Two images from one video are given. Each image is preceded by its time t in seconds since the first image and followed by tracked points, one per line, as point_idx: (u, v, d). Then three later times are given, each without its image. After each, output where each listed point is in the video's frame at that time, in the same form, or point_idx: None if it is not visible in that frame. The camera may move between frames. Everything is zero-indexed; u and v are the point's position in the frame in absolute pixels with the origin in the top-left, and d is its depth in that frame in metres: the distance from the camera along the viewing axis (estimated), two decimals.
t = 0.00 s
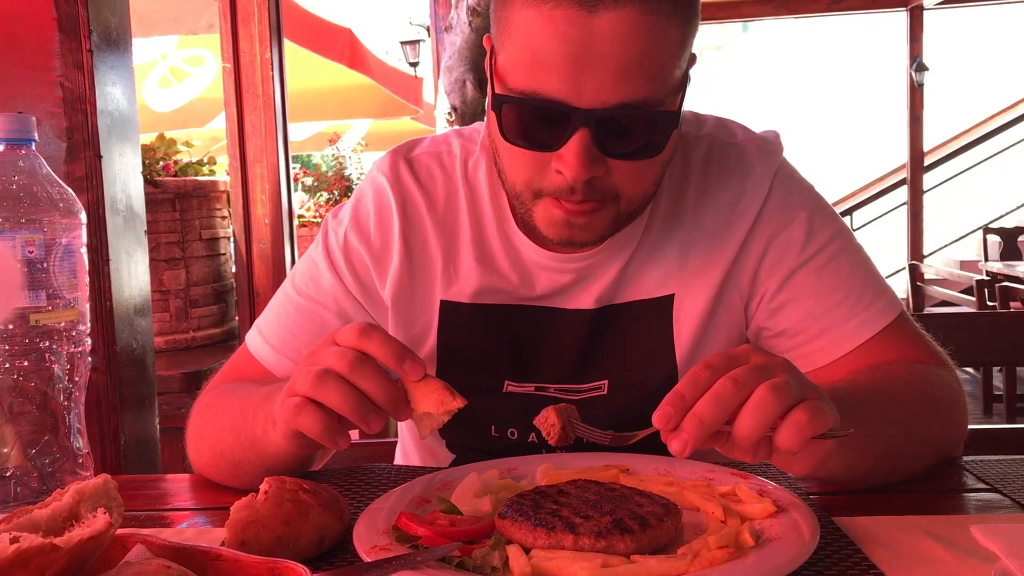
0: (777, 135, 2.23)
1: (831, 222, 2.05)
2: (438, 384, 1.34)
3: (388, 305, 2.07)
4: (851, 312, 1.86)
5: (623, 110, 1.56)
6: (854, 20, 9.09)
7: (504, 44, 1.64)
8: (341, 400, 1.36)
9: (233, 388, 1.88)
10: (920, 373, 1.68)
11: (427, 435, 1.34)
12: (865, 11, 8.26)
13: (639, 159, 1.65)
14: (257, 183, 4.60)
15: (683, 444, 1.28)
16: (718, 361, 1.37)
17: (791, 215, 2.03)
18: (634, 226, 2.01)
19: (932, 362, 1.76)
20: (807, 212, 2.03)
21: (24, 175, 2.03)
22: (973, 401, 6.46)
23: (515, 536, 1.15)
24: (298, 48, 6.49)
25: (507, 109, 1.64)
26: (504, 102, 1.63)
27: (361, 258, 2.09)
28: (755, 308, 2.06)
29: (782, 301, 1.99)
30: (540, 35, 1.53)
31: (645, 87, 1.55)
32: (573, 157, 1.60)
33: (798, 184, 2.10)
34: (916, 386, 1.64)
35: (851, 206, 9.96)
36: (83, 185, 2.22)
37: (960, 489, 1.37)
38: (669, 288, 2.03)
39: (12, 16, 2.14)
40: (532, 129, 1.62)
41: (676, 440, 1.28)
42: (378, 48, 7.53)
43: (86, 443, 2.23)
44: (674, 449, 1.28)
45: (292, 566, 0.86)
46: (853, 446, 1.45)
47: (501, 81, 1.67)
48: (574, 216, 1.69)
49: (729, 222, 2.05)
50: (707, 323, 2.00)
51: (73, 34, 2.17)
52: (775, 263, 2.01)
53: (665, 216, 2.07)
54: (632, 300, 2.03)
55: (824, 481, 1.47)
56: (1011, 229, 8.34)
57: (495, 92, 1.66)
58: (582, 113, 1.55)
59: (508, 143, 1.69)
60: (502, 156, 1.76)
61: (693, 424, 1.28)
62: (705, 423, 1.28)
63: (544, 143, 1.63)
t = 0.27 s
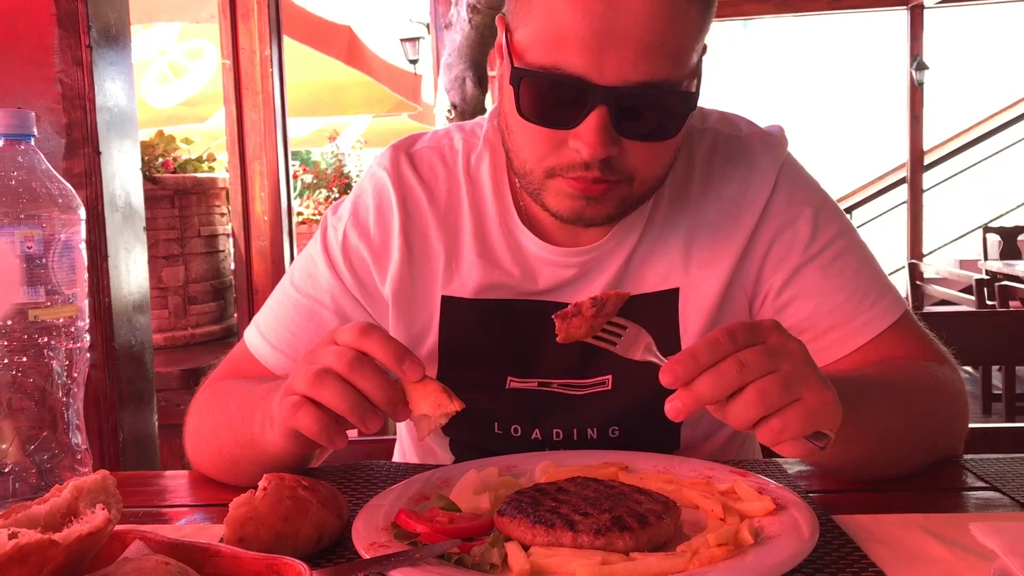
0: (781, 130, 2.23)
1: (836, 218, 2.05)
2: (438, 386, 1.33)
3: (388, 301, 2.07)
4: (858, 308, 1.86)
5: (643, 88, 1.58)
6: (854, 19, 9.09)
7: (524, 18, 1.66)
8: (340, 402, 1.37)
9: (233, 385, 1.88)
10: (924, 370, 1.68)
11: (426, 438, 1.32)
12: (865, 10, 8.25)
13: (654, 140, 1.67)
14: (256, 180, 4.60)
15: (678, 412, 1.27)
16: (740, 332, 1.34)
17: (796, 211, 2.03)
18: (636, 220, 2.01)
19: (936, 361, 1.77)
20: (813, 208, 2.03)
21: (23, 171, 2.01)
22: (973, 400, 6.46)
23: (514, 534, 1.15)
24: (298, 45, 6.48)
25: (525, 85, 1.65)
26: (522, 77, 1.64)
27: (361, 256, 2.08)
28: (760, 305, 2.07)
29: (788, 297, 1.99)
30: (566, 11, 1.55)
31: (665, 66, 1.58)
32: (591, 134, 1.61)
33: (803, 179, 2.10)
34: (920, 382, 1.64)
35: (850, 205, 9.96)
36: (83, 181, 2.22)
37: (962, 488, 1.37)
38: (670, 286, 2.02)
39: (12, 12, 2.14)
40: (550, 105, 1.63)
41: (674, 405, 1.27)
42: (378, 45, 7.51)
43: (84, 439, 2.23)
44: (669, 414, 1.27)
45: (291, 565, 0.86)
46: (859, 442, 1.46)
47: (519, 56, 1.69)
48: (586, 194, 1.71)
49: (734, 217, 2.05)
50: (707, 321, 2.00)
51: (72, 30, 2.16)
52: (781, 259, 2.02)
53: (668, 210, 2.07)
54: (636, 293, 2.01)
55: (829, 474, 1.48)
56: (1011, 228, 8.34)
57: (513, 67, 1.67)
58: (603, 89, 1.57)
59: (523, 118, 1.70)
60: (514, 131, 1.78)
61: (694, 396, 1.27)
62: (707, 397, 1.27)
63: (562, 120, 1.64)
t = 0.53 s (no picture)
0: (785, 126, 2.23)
1: (841, 214, 2.05)
2: (429, 383, 1.32)
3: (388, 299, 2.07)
4: (865, 303, 1.87)
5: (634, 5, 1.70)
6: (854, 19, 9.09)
7: None
8: (332, 401, 1.37)
9: (232, 385, 1.89)
10: (927, 367, 1.68)
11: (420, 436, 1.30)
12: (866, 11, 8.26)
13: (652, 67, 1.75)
14: (257, 180, 4.60)
15: (717, 386, 1.25)
16: (796, 350, 1.30)
17: (802, 207, 2.03)
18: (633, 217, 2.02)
19: (939, 358, 1.77)
20: (818, 204, 2.04)
21: (23, 170, 2.01)
22: (973, 400, 6.46)
23: (515, 534, 1.15)
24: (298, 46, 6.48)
25: (520, 32, 1.75)
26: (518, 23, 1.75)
27: (360, 254, 2.08)
28: (766, 301, 2.05)
29: (795, 294, 1.98)
30: None
31: None
32: (592, 54, 1.71)
33: (807, 175, 2.10)
34: (923, 379, 1.64)
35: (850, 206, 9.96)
36: (83, 181, 2.22)
37: (963, 487, 1.37)
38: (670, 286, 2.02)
39: (12, 12, 2.15)
40: (547, 43, 1.73)
41: (716, 377, 1.24)
42: (378, 46, 7.51)
43: (85, 439, 2.22)
44: (707, 384, 1.25)
45: (291, 564, 0.86)
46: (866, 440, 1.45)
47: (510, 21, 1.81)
48: (597, 129, 1.76)
49: (739, 213, 2.04)
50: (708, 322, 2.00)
51: (73, 30, 2.16)
52: (786, 255, 2.01)
53: (671, 206, 2.07)
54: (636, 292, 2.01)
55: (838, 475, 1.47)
56: (1011, 229, 8.34)
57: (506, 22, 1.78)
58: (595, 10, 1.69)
59: (524, 69, 1.79)
60: (514, 89, 1.84)
61: (737, 375, 1.25)
62: (747, 378, 1.26)
63: (561, 55, 1.73)
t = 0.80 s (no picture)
0: (783, 127, 2.23)
1: (839, 215, 2.05)
2: (430, 378, 1.32)
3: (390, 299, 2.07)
4: (862, 303, 1.87)
5: (624, 23, 1.65)
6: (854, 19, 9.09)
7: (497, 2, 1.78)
8: (333, 396, 1.37)
9: (234, 384, 1.89)
10: (926, 369, 1.68)
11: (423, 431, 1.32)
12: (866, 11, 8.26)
13: (646, 85, 1.71)
14: (257, 180, 4.60)
15: (703, 405, 1.25)
16: (778, 361, 1.30)
17: (799, 208, 2.03)
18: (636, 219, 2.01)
19: (937, 360, 1.77)
20: (816, 204, 2.03)
21: (23, 170, 1.99)
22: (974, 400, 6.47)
23: (515, 534, 1.15)
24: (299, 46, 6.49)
25: (510, 49, 1.72)
26: (507, 40, 1.71)
27: (362, 255, 2.08)
28: (763, 302, 2.05)
29: (791, 294, 1.98)
30: None
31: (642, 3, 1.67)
32: (582, 76, 1.67)
33: (805, 175, 2.10)
34: (921, 381, 1.64)
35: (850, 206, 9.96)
36: (83, 181, 2.22)
37: (963, 489, 1.37)
38: (669, 287, 2.02)
39: (12, 12, 2.15)
40: (537, 62, 1.70)
41: (701, 396, 1.24)
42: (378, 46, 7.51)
43: (85, 439, 2.22)
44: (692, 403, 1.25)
45: (291, 565, 0.86)
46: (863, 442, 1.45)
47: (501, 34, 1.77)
48: (588, 150, 1.73)
49: (736, 214, 2.04)
50: (708, 321, 2.00)
51: (73, 30, 2.17)
52: (782, 256, 2.01)
53: (669, 206, 2.07)
54: (636, 292, 2.01)
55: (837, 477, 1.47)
56: (1011, 229, 8.34)
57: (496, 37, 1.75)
58: (585, 31, 1.65)
59: (515, 86, 1.76)
60: (508, 105, 1.81)
61: (720, 392, 1.25)
62: (730, 393, 1.26)
63: (552, 74, 1.70)
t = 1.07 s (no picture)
0: (783, 127, 2.23)
1: (839, 214, 2.05)
2: (434, 380, 1.32)
3: (390, 298, 2.07)
4: (862, 302, 1.87)
5: (626, 35, 1.63)
6: (854, 19, 9.09)
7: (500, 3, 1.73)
8: (337, 398, 1.37)
9: (237, 383, 1.89)
10: (925, 369, 1.68)
11: (426, 432, 1.31)
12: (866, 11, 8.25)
13: (646, 96, 1.69)
14: (257, 180, 4.60)
15: (683, 410, 1.26)
16: (755, 361, 1.31)
17: (798, 207, 2.03)
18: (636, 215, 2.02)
19: (937, 359, 1.77)
20: (815, 204, 2.03)
21: (24, 170, 1.99)
22: (974, 400, 6.46)
23: (516, 533, 1.15)
24: (299, 46, 6.49)
25: (511, 55, 1.68)
26: (507, 47, 1.68)
27: (362, 254, 2.08)
28: (762, 303, 2.05)
29: (790, 294, 1.98)
30: None
31: (645, 14, 1.64)
32: (583, 90, 1.64)
33: (804, 175, 2.10)
34: (921, 381, 1.64)
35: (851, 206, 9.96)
36: (84, 181, 2.22)
37: (964, 488, 1.37)
38: (670, 286, 2.02)
39: (13, 12, 2.15)
40: (538, 71, 1.66)
41: (680, 401, 1.25)
42: (378, 45, 7.51)
43: (86, 439, 2.22)
44: (672, 410, 1.26)
45: (292, 564, 0.86)
46: (862, 442, 1.45)
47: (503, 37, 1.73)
48: (586, 159, 1.72)
49: (736, 214, 2.04)
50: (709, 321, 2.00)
51: (73, 30, 2.17)
52: (782, 256, 2.01)
53: (669, 204, 2.07)
54: (637, 293, 2.01)
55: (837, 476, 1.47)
56: (1012, 229, 8.34)
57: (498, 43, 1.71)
58: (588, 44, 1.62)
59: (516, 93, 1.72)
60: (509, 109, 1.79)
61: (699, 395, 1.26)
62: (708, 395, 1.27)
63: (552, 85, 1.67)
